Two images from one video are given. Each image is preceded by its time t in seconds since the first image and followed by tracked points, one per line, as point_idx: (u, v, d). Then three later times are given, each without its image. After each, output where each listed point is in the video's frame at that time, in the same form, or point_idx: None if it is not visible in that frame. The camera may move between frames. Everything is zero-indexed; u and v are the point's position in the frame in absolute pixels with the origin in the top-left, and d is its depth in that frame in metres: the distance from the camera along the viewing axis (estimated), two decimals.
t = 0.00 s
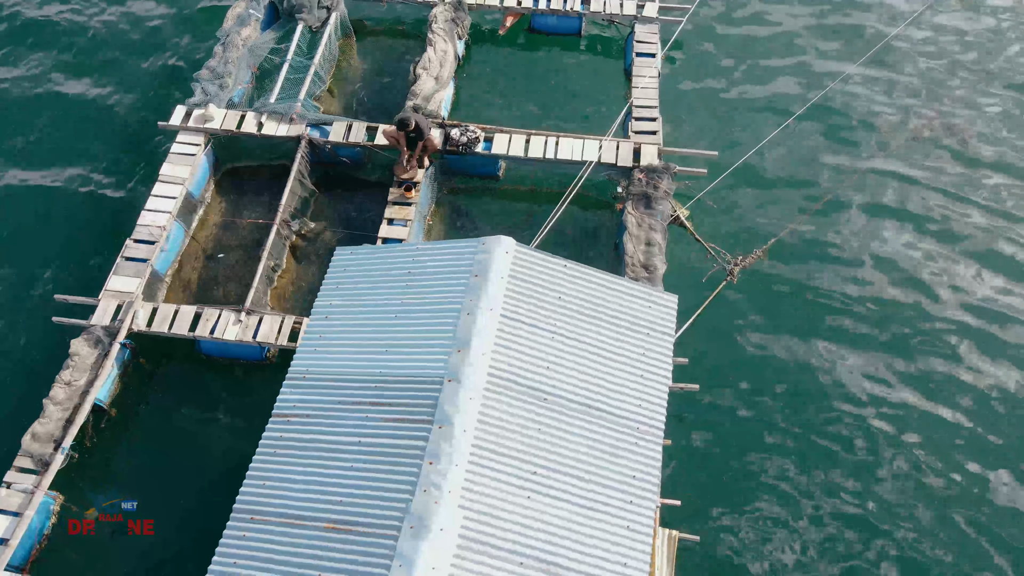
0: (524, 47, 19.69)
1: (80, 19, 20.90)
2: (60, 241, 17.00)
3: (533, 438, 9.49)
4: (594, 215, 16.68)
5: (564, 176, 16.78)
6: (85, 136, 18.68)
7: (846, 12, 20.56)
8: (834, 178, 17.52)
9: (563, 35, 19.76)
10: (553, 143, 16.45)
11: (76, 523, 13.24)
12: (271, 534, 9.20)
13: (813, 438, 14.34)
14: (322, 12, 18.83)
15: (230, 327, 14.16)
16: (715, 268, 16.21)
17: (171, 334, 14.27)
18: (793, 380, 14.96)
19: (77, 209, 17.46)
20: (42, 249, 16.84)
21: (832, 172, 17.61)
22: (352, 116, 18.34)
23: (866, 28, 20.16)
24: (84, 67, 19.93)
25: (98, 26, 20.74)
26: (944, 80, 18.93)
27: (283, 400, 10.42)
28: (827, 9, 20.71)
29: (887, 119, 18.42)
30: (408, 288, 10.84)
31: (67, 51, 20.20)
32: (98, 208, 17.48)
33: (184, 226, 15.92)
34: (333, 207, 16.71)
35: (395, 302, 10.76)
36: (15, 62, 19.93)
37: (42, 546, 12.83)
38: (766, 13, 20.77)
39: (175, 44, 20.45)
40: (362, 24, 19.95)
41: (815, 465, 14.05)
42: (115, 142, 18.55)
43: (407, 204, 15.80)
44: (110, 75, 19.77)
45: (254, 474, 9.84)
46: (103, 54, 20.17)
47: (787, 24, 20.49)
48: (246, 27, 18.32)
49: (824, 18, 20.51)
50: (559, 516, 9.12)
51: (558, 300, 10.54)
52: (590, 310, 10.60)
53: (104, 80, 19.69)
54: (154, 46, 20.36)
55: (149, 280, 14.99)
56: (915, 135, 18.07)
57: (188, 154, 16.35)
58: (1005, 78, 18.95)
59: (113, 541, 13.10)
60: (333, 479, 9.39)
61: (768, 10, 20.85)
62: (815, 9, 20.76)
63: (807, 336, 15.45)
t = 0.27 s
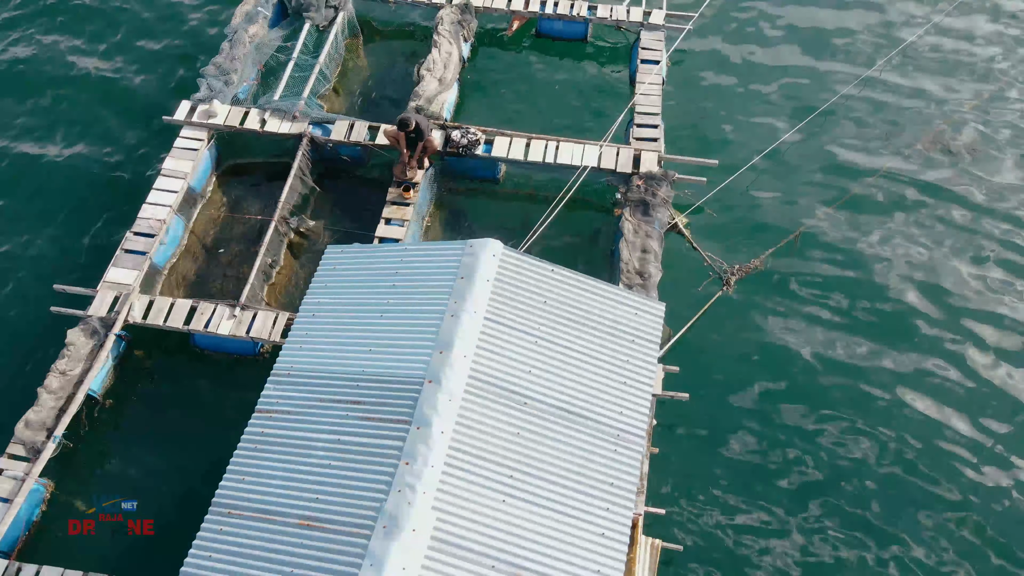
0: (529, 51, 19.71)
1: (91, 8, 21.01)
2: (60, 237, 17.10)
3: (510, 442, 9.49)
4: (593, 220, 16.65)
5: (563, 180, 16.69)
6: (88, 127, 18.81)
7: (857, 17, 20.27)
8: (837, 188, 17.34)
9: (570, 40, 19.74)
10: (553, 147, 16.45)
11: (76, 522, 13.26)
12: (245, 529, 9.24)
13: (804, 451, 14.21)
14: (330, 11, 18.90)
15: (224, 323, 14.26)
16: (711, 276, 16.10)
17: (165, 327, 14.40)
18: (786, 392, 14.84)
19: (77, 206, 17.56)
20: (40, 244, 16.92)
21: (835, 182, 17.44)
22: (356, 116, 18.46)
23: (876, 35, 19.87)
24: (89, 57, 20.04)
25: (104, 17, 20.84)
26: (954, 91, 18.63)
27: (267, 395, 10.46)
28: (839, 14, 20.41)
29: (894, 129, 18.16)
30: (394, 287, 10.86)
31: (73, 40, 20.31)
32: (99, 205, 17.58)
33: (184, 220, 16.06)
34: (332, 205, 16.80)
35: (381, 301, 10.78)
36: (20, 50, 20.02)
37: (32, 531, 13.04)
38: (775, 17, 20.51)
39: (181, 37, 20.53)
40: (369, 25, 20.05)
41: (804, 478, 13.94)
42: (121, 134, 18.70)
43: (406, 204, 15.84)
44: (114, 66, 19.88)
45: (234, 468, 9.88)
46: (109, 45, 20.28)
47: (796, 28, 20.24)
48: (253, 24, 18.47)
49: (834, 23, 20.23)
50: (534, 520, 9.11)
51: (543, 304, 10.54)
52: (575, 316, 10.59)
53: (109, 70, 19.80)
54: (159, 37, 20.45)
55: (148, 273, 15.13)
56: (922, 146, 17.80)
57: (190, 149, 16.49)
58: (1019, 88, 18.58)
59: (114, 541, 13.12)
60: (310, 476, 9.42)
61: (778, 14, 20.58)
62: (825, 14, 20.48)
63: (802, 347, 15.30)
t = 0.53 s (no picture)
0: (535, 54, 19.73)
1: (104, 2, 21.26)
2: (60, 229, 17.16)
3: (488, 444, 9.49)
4: (591, 225, 16.63)
5: (563, 185, 16.71)
6: (93, 118, 18.92)
7: (868, 25, 20.01)
8: (839, 199, 17.14)
9: (575, 44, 19.75)
10: (554, 151, 16.44)
11: (76, 523, 13.28)
12: (222, 523, 9.29)
13: (795, 463, 14.03)
14: (338, 11, 19.12)
15: (219, 317, 14.37)
16: (707, 285, 15.95)
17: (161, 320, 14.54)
18: (780, 403, 14.65)
19: (78, 199, 17.62)
20: (42, 234, 17.04)
21: (838, 192, 17.22)
22: (360, 116, 18.56)
23: (887, 44, 19.61)
24: (98, 49, 20.22)
25: (117, 10, 21.07)
26: (965, 101, 18.32)
27: (251, 390, 10.52)
28: (850, 21, 20.16)
29: (901, 138, 17.89)
30: (381, 287, 10.90)
31: (83, 32, 20.49)
32: (100, 199, 17.63)
33: (184, 214, 16.20)
34: (332, 204, 16.89)
35: (368, 300, 10.82)
36: (32, 41, 20.25)
37: (24, 519, 13.25)
38: (785, 24, 20.30)
39: (190, 31, 20.69)
40: (377, 26, 20.22)
41: (795, 491, 13.75)
42: (126, 124, 18.83)
43: (404, 204, 15.88)
44: (122, 58, 20.03)
45: (214, 462, 9.93)
46: (118, 37, 20.44)
47: (805, 35, 20.01)
48: (262, 22, 18.69)
49: (845, 30, 19.98)
50: (508, 523, 9.09)
51: (528, 308, 10.54)
52: (560, 320, 10.58)
53: (117, 63, 19.95)
54: (169, 32, 20.62)
55: (147, 266, 15.28)
56: (930, 156, 17.48)
57: (194, 144, 16.66)
58: None
59: (115, 541, 13.14)
60: (288, 472, 9.46)
61: (788, 21, 20.38)
62: (836, 21, 20.23)
63: (798, 358, 15.11)
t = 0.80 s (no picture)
0: (541, 59, 19.73)
1: None
2: (63, 220, 17.32)
3: (465, 446, 9.50)
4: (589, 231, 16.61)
5: (562, 192, 16.62)
6: (99, 109, 19.10)
7: (879, 36, 19.78)
8: (842, 210, 16.92)
9: (581, 49, 19.71)
10: (553, 156, 16.47)
11: (76, 523, 13.23)
12: (199, 516, 9.33)
13: (786, 475, 13.81)
14: (345, 11, 19.19)
15: (214, 312, 14.49)
16: (703, 294, 15.78)
17: (157, 313, 14.68)
18: (772, 414, 14.47)
19: (84, 192, 17.76)
20: (47, 223, 17.27)
21: (841, 204, 17.02)
22: (363, 116, 18.61)
23: (898, 55, 19.35)
24: (108, 42, 20.39)
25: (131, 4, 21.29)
26: (974, 115, 18.04)
27: (235, 385, 10.58)
28: (861, 31, 19.92)
29: (909, 149, 17.63)
30: (369, 286, 10.95)
31: (95, 24, 20.70)
32: (104, 192, 17.76)
33: (185, 209, 16.35)
34: (333, 202, 17.00)
35: (355, 299, 10.87)
36: (46, 32, 20.50)
37: (12, 507, 13.34)
38: (795, 31, 20.09)
39: (199, 26, 20.81)
40: (384, 26, 20.24)
41: (784, 502, 13.53)
42: (133, 117, 19.00)
43: (402, 205, 15.95)
44: (131, 51, 20.22)
45: (194, 455, 9.99)
46: (128, 29, 20.61)
47: (815, 43, 19.80)
48: (269, 20, 18.81)
49: (855, 40, 19.76)
50: (481, 525, 9.09)
51: (513, 311, 10.56)
52: (544, 325, 10.59)
53: (126, 56, 20.12)
54: (178, 26, 20.77)
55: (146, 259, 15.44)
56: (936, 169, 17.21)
57: (197, 140, 16.83)
58: None
59: (114, 541, 13.07)
60: (266, 467, 9.50)
61: (798, 28, 20.15)
62: (847, 30, 19.99)
63: (793, 370, 14.93)
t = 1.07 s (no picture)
0: (546, 63, 19.78)
1: None
2: (63, 210, 17.38)
3: (445, 447, 9.50)
4: (587, 236, 16.56)
5: (561, 196, 16.68)
6: (104, 100, 19.20)
7: (889, 46, 19.52)
8: (844, 221, 16.68)
9: (587, 54, 19.76)
10: (553, 160, 16.47)
11: (76, 523, 13.22)
12: (178, 508, 9.38)
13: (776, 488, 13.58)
14: (352, 11, 19.40)
15: (209, 305, 14.59)
16: (699, 302, 15.60)
17: (153, 305, 14.79)
18: (765, 425, 14.26)
19: (87, 181, 17.83)
20: (49, 210, 17.35)
21: (843, 214, 16.77)
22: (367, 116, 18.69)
23: (908, 66, 19.08)
24: (118, 34, 20.53)
25: None
26: (983, 131, 17.77)
27: (221, 380, 10.64)
28: (871, 41, 19.67)
29: (915, 160, 17.41)
30: (357, 285, 10.99)
31: (107, 17, 20.89)
32: (106, 180, 17.83)
33: (187, 203, 16.47)
34: (333, 201, 17.07)
35: (343, 297, 10.90)
36: (58, 24, 20.70)
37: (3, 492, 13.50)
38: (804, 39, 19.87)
39: (208, 19, 20.87)
40: (392, 27, 20.36)
41: (774, 512, 13.34)
42: (138, 108, 19.10)
43: (401, 205, 15.99)
44: (138, 44, 20.33)
45: (177, 448, 10.04)
46: (138, 22, 20.75)
47: (824, 52, 19.57)
48: (278, 19, 18.97)
49: (865, 50, 19.52)
50: (457, 526, 9.07)
51: (499, 313, 10.56)
52: (530, 328, 10.59)
53: (135, 48, 20.23)
54: (186, 18, 20.82)
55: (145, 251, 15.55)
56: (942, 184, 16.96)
57: (201, 135, 16.97)
58: None
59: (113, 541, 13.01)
60: (246, 461, 9.54)
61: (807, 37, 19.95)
62: (857, 40, 19.76)
63: (788, 381, 14.71)
